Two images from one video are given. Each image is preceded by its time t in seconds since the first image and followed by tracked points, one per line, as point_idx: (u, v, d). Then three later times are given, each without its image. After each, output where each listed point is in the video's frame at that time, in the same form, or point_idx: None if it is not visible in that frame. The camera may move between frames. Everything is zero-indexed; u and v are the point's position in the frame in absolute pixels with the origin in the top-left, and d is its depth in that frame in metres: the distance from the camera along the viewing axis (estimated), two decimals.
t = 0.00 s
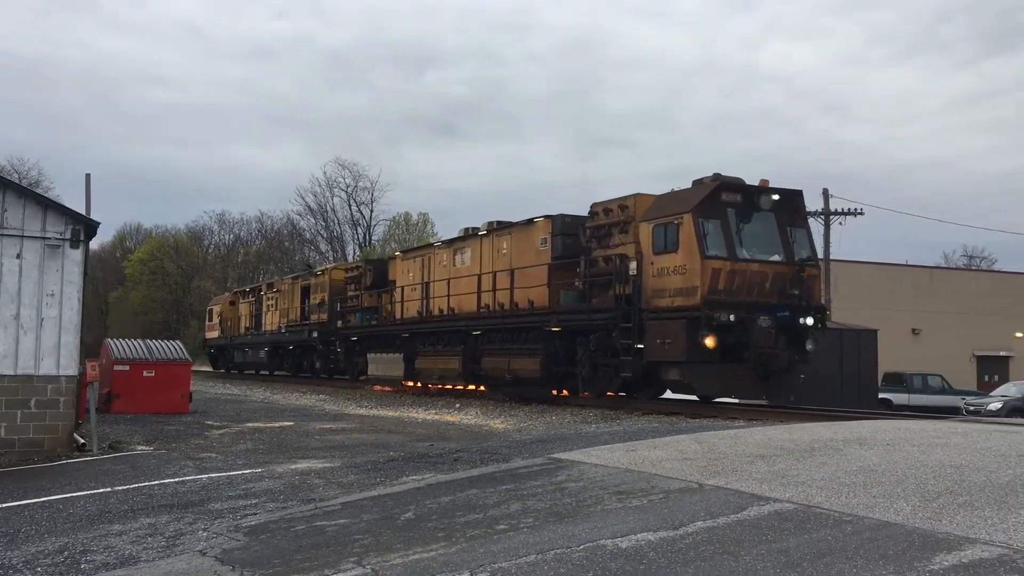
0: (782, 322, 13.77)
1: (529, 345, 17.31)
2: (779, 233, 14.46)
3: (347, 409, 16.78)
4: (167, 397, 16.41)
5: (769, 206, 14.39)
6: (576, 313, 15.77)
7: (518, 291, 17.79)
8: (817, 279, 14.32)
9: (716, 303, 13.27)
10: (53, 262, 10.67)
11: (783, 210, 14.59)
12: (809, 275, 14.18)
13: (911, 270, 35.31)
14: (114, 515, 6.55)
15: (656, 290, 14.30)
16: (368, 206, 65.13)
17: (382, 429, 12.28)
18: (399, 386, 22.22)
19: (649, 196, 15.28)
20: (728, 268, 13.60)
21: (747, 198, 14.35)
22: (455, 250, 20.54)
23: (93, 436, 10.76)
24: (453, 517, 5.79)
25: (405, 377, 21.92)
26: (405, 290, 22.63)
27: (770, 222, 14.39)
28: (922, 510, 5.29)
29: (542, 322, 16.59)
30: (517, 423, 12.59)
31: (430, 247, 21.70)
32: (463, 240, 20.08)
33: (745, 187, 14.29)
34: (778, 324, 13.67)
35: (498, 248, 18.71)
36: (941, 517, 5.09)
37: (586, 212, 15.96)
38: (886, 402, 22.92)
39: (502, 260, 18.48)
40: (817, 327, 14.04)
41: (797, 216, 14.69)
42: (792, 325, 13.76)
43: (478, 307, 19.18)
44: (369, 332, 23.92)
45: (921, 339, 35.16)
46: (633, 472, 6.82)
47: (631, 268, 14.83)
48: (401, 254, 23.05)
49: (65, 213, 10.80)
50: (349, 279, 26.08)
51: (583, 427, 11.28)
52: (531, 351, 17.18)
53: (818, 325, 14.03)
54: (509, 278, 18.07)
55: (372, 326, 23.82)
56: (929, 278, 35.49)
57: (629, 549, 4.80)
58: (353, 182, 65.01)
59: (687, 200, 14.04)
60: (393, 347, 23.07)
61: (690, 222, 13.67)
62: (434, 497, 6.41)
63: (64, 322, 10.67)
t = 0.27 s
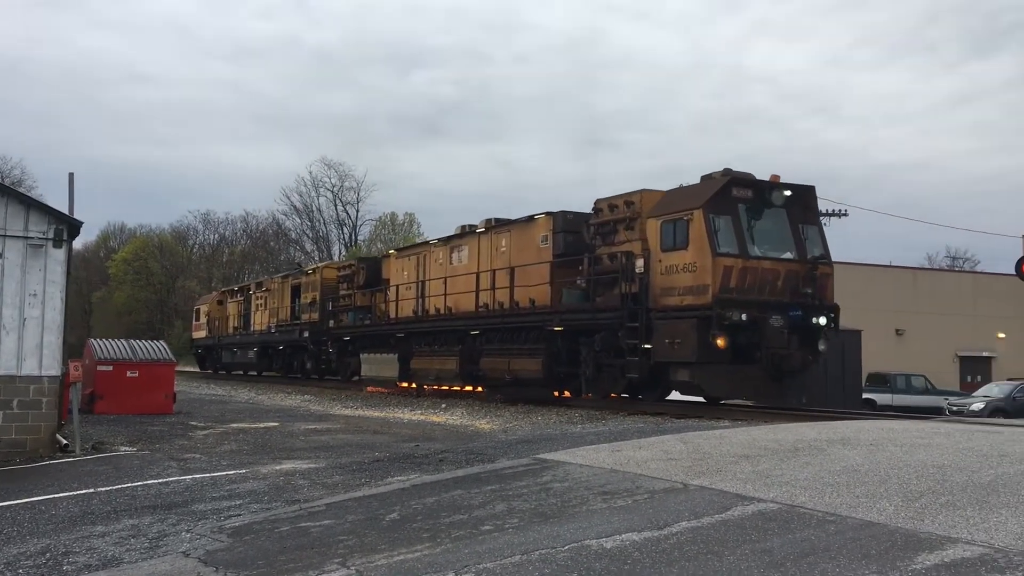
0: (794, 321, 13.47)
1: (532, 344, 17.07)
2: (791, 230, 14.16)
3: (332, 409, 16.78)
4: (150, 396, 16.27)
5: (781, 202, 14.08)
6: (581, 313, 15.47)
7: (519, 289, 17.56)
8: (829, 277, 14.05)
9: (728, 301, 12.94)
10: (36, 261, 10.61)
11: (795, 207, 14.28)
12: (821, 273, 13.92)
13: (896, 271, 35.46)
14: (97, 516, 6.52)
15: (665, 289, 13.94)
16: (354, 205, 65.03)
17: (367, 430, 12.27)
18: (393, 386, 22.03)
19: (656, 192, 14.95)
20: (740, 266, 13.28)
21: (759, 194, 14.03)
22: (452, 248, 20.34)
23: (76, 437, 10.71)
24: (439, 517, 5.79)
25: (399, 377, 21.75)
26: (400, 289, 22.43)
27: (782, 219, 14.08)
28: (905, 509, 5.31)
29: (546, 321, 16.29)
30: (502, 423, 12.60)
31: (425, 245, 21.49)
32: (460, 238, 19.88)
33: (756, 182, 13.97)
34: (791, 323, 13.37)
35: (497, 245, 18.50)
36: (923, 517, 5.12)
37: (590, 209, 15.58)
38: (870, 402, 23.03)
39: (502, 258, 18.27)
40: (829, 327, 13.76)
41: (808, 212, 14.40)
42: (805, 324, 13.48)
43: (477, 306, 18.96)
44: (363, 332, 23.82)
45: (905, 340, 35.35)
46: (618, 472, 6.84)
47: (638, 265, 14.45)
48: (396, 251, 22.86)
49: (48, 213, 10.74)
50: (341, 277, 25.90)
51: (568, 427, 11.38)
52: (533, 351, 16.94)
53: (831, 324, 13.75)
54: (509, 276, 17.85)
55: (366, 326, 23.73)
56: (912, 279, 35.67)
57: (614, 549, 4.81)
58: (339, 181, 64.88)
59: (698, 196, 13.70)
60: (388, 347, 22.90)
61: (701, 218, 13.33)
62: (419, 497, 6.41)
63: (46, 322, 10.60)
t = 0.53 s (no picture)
0: (806, 321, 13.21)
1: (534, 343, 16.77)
2: (802, 227, 13.88)
3: (316, 410, 16.77)
4: (133, 396, 16.23)
5: (793, 198, 13.79)
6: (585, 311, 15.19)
7: (518, 287, 17.36)
8: (841, 275, 13.81)
9: (740, 300, 12.65)
10: (17, 261, 10.53)
11: (806, 203, 14.02)
12: (834, 271, 13.66)
13: (879, 271, 35.49)
14: (78, 518, 6.47)
15: (674, 287, 13.63)
16: (339, 205, 64.86)
17: (352, 430, 12.24)
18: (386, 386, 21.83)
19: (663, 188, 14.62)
20: (752, 263, 12.99)
21: (770, 189, 13.74)
22: (449, 246, 20.15)
23: (58, 438, 10.65)
24: (423, 518, 5.78)
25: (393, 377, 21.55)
26: (394, 288, 22.26)
27: (793, 215, 13.81)
28: (886, 509, 5.34)
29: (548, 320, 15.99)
30: (487, 423, 12.61)
31: (421, 244, 21.31)
32: (457, 236, 19.68)
33: (768, 177, 13.68)
34: (803, 323, 13.10)
35: (497, 243, 18.32)
36: (905, 516, 5.15)
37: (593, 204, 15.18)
38: (854, 402, 23.15)
39: (501, 255, 18.09)
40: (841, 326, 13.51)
41: (820, 208, 14.15)
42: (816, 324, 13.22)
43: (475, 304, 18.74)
44: (355, 332, 23.71)
45: (888, 340, 35.52)
46: (602, 472, 6.84)
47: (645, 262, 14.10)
48: (390, 250, 22.69)
49: (30, 212, 10.67)
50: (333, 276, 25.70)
51: (551, 426, 11.46)
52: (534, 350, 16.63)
53: (843, 324, 13.50)
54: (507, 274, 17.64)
55: (357, 326, 23.62)
56: (895, 279, 35.78)
57: (598, 550, 4.81)
58: (324, 181, 64.72)
59: (708, 191, 13.39)
60: (382, 348, 22.72)
61: (713, 214, 13.02)
62: (403, 498, 6.39)
63: (28, 322, 10.52)
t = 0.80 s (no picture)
0: (820, 320, 12.93)
1: (534, 342, 16.66)
2: (816, 223, 13.60)
3: (299, 410, 16.73)
4: (115, 396, 16.11)
5: (806, 193, 13.52)
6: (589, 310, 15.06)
7: (518, 286, 17.21)
8: (855, 273, 13.52)
9: (753, 298, 12.39)
10: None
11: (821, 198, 13.74)
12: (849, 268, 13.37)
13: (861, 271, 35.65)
14: (58, 518, 6.43)
15: (684, 285, 13.39)
16: (323, 204, 64.67)
17: (335, 430, 12.21)
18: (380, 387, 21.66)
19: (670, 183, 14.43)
20: (765, 260, 12.72)
21: (784, 184, 13.47)
22: (445, 244, 19.98)
23: (38, 438, 10.56)
24: (406, 518, 5.77)
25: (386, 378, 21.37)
26: (388, 286, 22.08)
27: (808, 210, 13.54)
28: (868, 508, 5.37)
29: (551, 319, 15.86)
30: (471, 422, 12.61)
31: (416, 241, 21.13)
32: (454, 234, 19.51)
33: (781, 172, 13.40)
34: (817, 322, 12.83)
35: (495, 240, 18.16)
36: (886, 515, 5.18)
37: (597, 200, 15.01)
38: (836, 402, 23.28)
39: (500, 253, 17.92)
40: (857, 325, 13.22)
41: (835, 204, 13.86)
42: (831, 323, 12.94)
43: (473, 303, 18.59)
44: (346, 332, 23.55)
45: (870, 340, 35.71)
46: (586, 472, 6.85)
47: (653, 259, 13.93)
48: (383, 247, 22.51)
49: (10, 210, 10.57)
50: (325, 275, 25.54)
51: (534, 426, 11.49)
52: (534, 350, 16.52)
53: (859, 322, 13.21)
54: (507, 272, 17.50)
55: (348, 326, 23.46)
56: (876, 278, 35.95)
57: (582, 549, 4.82)
58: (308, 180, 64.51)
59: (719, 185, 13.12)
60: (375, 348, 22.54)
61: (724, 209, 12.77)
62: (386, 498, 6.38)
63: (8, 322, 10.41)
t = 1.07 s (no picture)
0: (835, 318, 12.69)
1: (535, 341, 16.53)
2: (830, 219, 13.39)
3: (284, 410, 16.66)
4: (96, 396, 16.04)
5: (821, 187, 13.32)
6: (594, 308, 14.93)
7: (519, 283, 17.08)
8: (870, 270, 13.29)
9: (768, 295, 12.14)
10: None
11: (834, 194, 13.54)
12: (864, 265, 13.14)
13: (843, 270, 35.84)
14: (40, 519, 6.38)
15: (695, 282, 13.15)
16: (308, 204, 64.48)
17: (320, 430, 12.17)
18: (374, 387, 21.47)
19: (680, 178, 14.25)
20: (780, 256, 12.48)
21: (798, 179, 13.26)
22: (442, 241, 19.82)
23: (19, 439, 10.48)
24: (391, 518, 5.76)
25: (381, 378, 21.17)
26: (383, 284, 21.92)
27: (821, 206, 13.33)
28: (850, 506, 5.40)
29: (555, 317, 15.70)
30: (456, 422, 12.60)
31: (411, 238, 20.95)
32: (451, 231, 19.36)
33: (795, 166, 13.19)
34: (832, 320, 12.58)
35: (495, 237, 18.03)
36: (868, 513, 5.21)
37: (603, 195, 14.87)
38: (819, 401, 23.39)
39: (500, 250, 17.80)
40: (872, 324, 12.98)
41: (848, 200, 13.66)
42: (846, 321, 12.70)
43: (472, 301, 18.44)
44: (338, 331, 23.39)
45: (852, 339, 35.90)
46: (571, 471, 6.86)
47: (662, 255, 13.80)
48: (377, 245, 22.37)
49: None
50: (319, 273, 25.38)
51: (518, 426, 11.47)
52: (535, 350, 16.39)
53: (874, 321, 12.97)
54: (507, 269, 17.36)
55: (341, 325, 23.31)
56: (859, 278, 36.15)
57: (566, 549, 4.82)
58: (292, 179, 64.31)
59: (733, 180, 12.89)
60: (369, 347, 22.36)
61: (739, 203, 12.54)
62: (371, 498, 6.37)
63: None
